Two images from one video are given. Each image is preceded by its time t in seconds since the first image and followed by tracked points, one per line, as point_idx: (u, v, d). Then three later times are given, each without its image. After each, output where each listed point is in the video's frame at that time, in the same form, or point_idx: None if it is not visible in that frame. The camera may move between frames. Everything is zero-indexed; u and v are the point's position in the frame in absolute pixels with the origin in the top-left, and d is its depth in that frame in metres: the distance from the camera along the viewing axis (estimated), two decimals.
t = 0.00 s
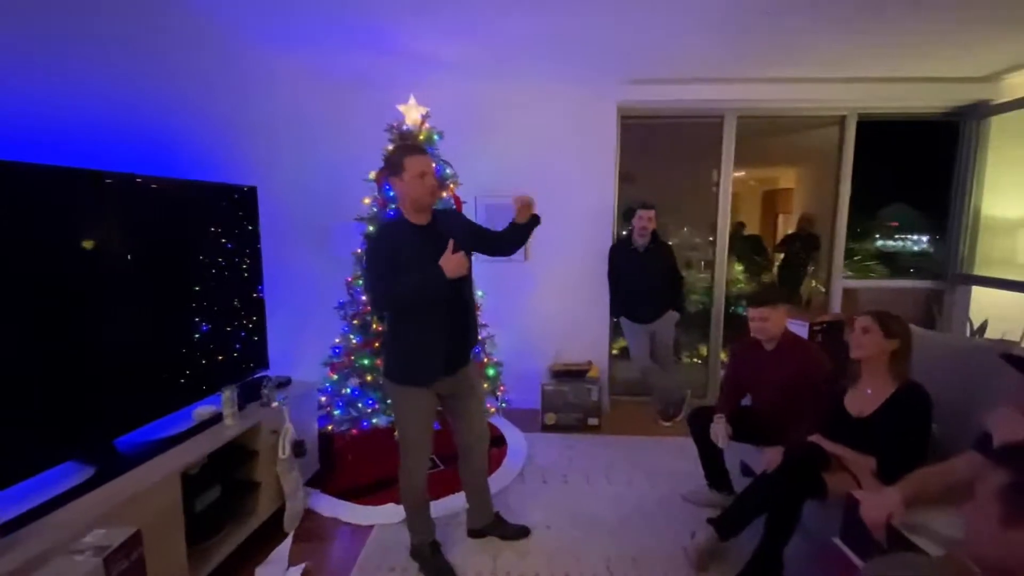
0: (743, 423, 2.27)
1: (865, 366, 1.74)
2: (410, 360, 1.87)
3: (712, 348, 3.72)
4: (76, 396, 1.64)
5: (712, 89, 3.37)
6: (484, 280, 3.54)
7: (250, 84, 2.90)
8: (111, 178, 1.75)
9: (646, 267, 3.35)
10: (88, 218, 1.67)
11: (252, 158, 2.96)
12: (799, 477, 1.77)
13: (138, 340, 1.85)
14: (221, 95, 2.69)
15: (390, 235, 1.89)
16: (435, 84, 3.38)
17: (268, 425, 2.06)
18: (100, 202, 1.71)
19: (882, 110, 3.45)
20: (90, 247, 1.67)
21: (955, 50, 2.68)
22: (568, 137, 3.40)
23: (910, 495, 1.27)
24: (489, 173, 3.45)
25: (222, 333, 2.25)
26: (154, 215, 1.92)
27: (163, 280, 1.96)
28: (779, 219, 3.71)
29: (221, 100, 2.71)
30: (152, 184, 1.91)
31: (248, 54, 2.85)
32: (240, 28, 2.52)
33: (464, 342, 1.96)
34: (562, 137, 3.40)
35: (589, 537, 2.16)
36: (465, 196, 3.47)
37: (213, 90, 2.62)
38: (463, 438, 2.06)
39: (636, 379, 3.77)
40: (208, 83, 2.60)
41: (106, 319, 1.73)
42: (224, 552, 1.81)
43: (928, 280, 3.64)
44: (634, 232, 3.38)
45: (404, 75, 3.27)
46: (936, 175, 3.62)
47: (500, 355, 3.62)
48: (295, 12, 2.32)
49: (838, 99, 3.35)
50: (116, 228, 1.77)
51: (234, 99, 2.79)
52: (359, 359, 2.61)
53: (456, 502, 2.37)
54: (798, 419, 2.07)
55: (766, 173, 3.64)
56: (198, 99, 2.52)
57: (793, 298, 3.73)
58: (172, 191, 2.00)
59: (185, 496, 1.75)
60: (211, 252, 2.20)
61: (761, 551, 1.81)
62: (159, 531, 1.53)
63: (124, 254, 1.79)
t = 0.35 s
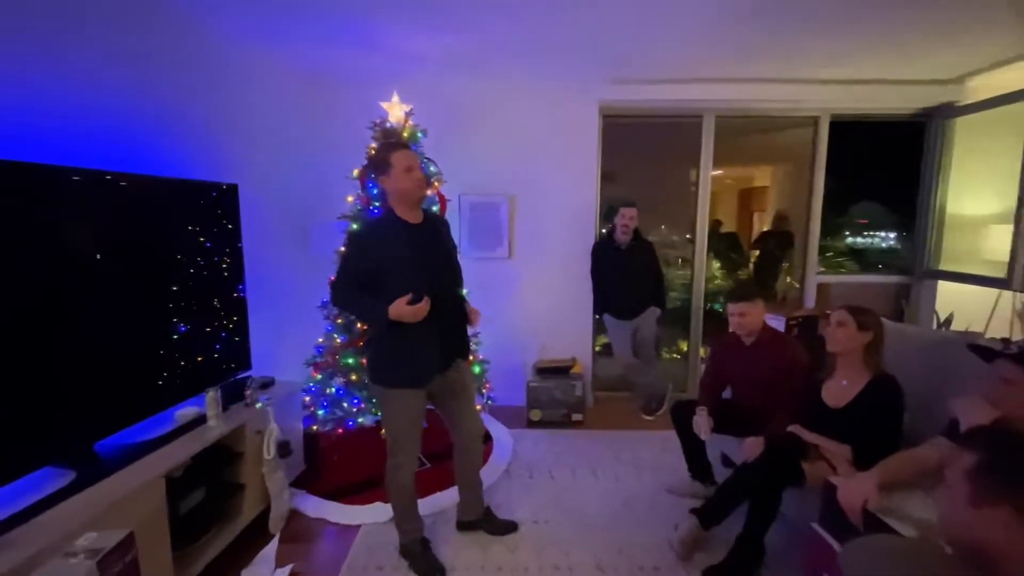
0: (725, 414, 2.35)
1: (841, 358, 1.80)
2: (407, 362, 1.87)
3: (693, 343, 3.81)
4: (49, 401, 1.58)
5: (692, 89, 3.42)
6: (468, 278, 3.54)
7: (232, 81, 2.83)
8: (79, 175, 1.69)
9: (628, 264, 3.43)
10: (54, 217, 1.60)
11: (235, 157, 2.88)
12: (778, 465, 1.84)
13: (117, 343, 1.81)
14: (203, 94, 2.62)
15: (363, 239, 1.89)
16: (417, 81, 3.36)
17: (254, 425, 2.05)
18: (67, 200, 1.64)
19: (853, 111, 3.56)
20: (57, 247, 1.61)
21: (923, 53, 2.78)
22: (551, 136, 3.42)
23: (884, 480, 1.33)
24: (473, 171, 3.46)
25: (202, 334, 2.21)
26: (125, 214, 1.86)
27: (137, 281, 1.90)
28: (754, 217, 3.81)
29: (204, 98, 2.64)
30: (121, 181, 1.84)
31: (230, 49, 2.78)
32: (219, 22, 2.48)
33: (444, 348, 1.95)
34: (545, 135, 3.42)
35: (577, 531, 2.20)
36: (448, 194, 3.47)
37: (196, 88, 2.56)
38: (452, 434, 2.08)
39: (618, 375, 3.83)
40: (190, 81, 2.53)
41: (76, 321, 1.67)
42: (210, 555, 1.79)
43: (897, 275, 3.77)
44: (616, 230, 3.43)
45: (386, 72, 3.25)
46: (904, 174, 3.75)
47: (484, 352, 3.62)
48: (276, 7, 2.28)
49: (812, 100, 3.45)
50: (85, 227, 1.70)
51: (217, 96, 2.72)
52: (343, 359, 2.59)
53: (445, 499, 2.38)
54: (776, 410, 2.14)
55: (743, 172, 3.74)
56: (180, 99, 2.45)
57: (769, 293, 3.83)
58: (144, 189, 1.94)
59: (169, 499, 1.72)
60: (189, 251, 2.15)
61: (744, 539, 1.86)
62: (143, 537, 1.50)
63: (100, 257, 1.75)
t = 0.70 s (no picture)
0: (698, 408, 2.41)
1: (807, 349, 1.88)
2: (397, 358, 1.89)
3: (667, 338, 3.90)
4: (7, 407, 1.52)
5: (665, 89, 3.48)
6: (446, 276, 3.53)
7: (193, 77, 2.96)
8: (35, 170, 1.61)
9: (603, 261, 3.48)
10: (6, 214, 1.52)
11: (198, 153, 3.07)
12: (750, 455, 1.90)
13: (83, 345, 1.75)
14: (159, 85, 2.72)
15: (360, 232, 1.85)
16: (393, 77, 3.33)
17: (228, 427, 2.02)
18: (21, 196, 1.57)
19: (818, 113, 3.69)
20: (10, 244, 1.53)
21: (882, 57, 2.91)
22: (528, 133, 3.44)
23: (847, 465, 1.40)
24: (450, 168, 3.45)
25: (172, 335, 2.15)
26: (86, 211, 1.78)
27: (101, 281, 1.83)
28: (724, 213, 3.98)
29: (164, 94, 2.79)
30: (80, 177, 1.77)
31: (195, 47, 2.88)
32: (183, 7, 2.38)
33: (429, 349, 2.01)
34: (522, 133, 3.44)
35: (557, 524, 2.23)
36: (425, 192, 3.46)
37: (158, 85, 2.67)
38: (431, 431, 2.10)
39: (594, 370, 3.90)
40: (149, 77, 2.65)
41: (33, 322, 1.59)
42: (186, 560, 1.76)
43: (859, 270, 3.93)
44: (592, 228, 3.51)
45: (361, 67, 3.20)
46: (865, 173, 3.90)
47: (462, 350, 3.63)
48: None
49: (779, 101, 3.56)
50: (43, 224, 1.63)
51: (178, 92, 2.86)
52: (320, 359, 2.56)
53: (424, 497, 2.37)
54: (749, 401, 2.20)
55: (712, 171, 3.86)
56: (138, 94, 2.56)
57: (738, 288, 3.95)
58: (106, 185, 1.86)
59: (142, 504, 1.69)
60: (158, 250, 2.09)
61: (718, 526, 1.93)
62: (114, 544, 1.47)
63: (63, 259, 1.68)
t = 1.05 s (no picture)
0: (666, 399, 2.50)
1: (769, 341, 1.96)
2: (374, 360, 1.89)
3: (637, 333, 3.99)
4: None
5: (634, 89, 3.53)
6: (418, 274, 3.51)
7: (154, 71, 2.86)
8: None
9: (575, 257, 3.53)
10: None
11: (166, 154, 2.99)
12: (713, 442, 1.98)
13: (34, 349, 1.67)
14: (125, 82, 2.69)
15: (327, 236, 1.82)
16: (363, 71, 3.28)
17: (195, 430, 1.99)
18: None
19: (778, 114, 3.84)
20: None
21: (840, 62, 3.04)
22: (500, 131, 3.45)
23: (804, 450, 1.48)
24: (421, 164, 3.43)
25: (130, 336, 2.06)
26: (35, 206, 1.69)
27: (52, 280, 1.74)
28: (690, 211, 4.08)
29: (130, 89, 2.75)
30: (24, 171, 1.67)
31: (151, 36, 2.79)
32: None
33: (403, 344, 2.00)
34: (493, 130, 3.45)
35: (530, 516, 2.27)
36: (396, 188, 3.42)
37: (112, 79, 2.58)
38: (404, 430, 2.09)
39: (567, 365, 3.96)
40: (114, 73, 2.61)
41: None
42: (152, 568, 1.72)
43: (816, 265, 4.10)
44: (563, 224, 3.55)
45: (329, 61, 3.14)
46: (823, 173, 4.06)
47: (435, 348, 3.62)
48: None
49: (743, 103, 3.68)
50: None
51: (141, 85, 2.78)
52: (290, 359, 2.52)
53: (398, 495, 2.36)
54: (715, 392, 2.28)
55: (679, 169, 3.95)
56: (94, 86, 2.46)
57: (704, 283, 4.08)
58: (57, 179, 1.77)
59: (104, 511, 1.65)
60: (115, 248, 2.00)
61: (685, 514, 2.00)
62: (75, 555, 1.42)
63: (8, 258, 1.59)
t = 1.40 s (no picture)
0: (634, 393, 2.56)
1: (730, 333, 2.03)
2: (333, 353, 1.85)
3: (604, 329, 4.06)
4: None
5: (601, 88, 3.58)
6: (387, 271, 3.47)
7: (105, 67, 2.88)
8: None
9: (544, 255, 3.56)
10: None
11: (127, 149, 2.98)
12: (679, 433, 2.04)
13: None
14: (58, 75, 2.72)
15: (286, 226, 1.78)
16: (327, 64, 3.21)
17: (152, 435, 1.93)
18: None
19: (739, 115, 3.96)
20: None
21: (796, 66, 3.16)
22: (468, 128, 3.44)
23: (764, 439, 1.55)
24: (389, 160, 3.38)
25: (80, 339, 1.96)
26: None
27: None
28: (656, 210, 4.16)
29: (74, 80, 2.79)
30: None
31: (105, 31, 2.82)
32: None
33: (368, 339, 1.99)
34: (461, 127, 3.43)
35: (501, 512, 2.28)
36: (362, 184, 3.37)
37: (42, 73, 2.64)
38: (373, 430, 2.07)
39: (537, 361, 3.99)
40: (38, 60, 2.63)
41: None
42: None
43: (774, 261, 4.27)
44: (532, 222, 3.57)
45: (292, 52, 3.06)
46: (781, 172, 4.20)
47: (404, 345, 3.58)
48: None
49: (705, 104, 3.77)
50: None
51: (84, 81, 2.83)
52: (251, 359, 2.44)
53: (368, 496, 2.33)
54: (680, 384, 2.35)
55: (646, 168, 4.03)
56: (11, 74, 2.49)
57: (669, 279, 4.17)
58: None
59: (53, 522, 1.57)
60: (63, 246, 1.90)
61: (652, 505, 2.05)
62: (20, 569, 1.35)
63: None
